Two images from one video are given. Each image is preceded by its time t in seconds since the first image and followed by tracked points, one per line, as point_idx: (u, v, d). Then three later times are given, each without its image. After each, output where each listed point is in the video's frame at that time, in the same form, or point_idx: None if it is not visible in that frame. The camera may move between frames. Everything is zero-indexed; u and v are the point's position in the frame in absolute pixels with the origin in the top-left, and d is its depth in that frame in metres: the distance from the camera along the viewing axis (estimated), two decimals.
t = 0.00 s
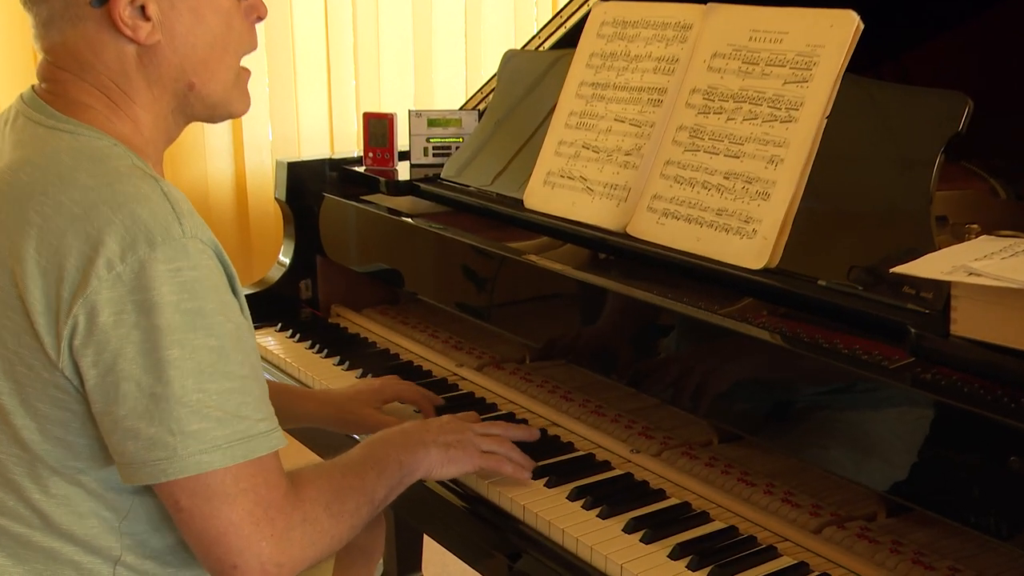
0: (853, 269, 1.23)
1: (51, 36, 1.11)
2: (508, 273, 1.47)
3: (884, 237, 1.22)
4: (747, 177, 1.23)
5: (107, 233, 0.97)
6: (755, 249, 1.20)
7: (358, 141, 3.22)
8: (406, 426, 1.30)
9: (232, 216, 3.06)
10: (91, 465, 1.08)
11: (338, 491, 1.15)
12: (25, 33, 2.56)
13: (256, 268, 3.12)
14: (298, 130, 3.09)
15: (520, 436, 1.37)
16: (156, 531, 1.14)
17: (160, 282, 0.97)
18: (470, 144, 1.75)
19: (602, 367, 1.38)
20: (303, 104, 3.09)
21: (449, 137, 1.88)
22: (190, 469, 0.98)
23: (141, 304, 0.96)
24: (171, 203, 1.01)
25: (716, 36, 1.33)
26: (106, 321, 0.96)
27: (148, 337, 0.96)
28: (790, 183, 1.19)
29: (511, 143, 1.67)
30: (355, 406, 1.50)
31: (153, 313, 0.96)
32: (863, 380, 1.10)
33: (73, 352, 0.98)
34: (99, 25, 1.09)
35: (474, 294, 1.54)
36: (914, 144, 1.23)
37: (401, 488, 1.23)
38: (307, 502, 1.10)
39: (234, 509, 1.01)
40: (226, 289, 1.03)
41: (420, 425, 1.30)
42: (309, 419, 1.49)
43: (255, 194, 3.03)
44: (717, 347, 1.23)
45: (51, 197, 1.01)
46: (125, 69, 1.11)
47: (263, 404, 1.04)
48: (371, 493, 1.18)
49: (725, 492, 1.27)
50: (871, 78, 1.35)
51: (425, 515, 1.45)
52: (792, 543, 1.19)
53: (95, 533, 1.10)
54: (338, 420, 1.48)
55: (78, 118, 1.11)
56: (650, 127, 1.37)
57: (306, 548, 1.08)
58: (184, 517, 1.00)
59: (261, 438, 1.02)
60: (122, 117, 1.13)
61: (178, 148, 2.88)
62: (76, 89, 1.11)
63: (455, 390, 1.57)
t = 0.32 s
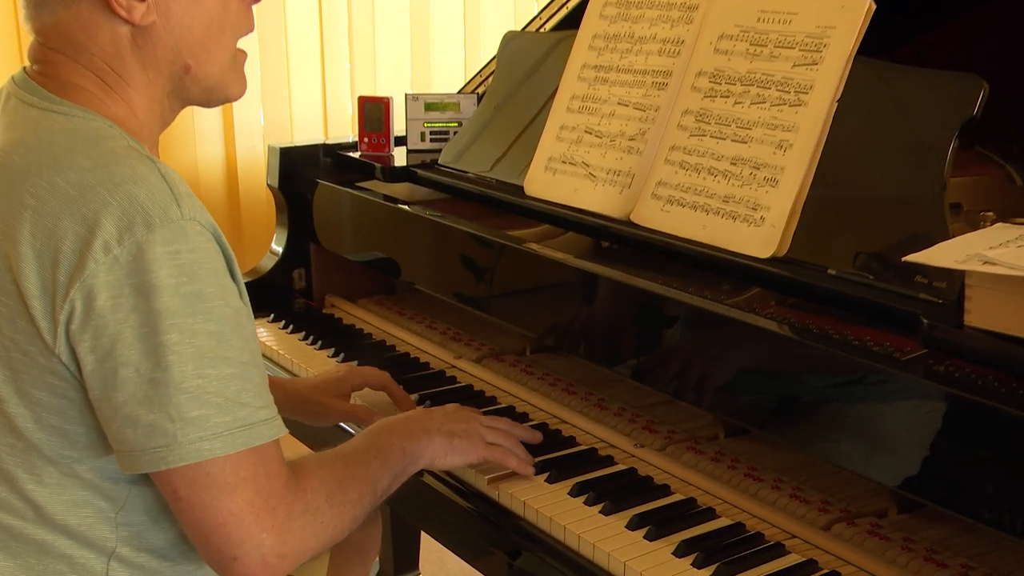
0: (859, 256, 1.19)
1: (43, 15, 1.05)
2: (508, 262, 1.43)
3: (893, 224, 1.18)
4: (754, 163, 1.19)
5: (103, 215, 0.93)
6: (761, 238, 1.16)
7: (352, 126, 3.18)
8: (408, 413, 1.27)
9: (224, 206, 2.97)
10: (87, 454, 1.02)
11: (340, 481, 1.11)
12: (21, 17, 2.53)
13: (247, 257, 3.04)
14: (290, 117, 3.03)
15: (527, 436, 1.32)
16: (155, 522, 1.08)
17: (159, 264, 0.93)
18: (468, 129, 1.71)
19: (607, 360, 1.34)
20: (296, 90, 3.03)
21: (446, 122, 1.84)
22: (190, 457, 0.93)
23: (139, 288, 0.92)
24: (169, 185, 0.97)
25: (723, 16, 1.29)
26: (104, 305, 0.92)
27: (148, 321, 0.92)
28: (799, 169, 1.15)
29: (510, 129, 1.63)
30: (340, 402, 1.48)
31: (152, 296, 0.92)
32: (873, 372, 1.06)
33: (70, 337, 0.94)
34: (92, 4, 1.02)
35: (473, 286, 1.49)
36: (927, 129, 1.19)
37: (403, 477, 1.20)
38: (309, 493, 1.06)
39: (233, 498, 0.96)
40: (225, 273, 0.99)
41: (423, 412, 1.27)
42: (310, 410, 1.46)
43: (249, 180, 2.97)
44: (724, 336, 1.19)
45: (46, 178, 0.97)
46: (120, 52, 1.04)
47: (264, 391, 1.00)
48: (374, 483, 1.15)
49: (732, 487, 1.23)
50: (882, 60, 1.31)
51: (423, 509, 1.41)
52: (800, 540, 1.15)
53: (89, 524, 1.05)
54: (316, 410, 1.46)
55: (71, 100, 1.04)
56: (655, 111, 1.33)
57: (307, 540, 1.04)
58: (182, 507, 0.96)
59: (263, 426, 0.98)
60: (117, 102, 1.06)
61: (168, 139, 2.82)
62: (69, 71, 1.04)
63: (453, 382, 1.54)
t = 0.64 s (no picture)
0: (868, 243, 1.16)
1: None
2: (508, 249, 1.39)
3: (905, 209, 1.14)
4: (762, 146, 1.16)
5: (85, 201, 0.90)
6: (770, 222, 1.13)
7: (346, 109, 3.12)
8: (399, 414, 1.23)
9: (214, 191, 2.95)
10: (66, 449, 0.99)
11: (326, 483, 1.08)
12: None
13: (242, 245, 3.01)
14: (282, 97, 2.99)
15: (525, 426, 1.29)
16: (135, 520, 1.05)
17: (142, 254, 0.89)
18: (467, 112, 1.66)
19: (611, 350, 1.30)
20: (288, 71, 2.99)
21: (444, 104, 1.80)
22: (171, 453, 0.90)
23: (122, 278, 0.89)
24: (154, 171, 0.93)
25: None
26: (84, 295, 0.89)
27: (130, 313, 0.89)
28: (809, 152, 1.12)
29: (510, 113, 1.59)
30: (342, 396, 1.44)
31: (134, 287, 0.89)
32: (885, 363, 1.02)
33: (48, 328, 0.90)
34: None
35: (472, 274, 1.46)
36: (941, 111, 1.15)
37: (395, 480, 1.16)
38: (295, 494, 1.02)
39: (215, 498, 0.93)
40: (212, 264, 0.95)
41: (415, 413, 1.23)
42: (306, 400, 1.44)
43: (239, 166, 2.94)
44: (731, 327, 1.16)
45: (27, 162, 0.93)
46: (108, 31, 0.99)
47: (250, 387, 0.96)
48: (363, 485, 1.11)
49: (738, 481, 1.20)
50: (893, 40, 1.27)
51: (418, 503, 1.38)
52: (809, 535, 1.12)
53: (70, 522, 1.02)
54: (317, 405, 1.43)
55: (57, 83, 1.00)
56: (660, 93, 1.29)
57: (290, 542, 1.01)
58: (161, 506, 0.93)
59: (247, 423, 0.94)
60: (105, 84, 1.01)
61: (159, 122, 2.78)
62: (55, 52, 1.00)
63: (452, 374, 1.50)
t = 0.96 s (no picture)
0: (876, 231, 1.12)
1: None
2: (509, 236, 1.36)
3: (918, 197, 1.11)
4: (771, 130, 1.12)
5: (66, 186, 0.87)
6: (780, 208, 1.10)
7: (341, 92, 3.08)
8: (393, 407, 1.20)
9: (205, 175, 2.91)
10: (47, 444, 0.96)
11: (319, 477, 1.04)
12: None
13: (232, 234, 2.99)
14: (274, 81, 2.94)
15: (524, 425, 1.25)
16: (121, 515, 1.02)
17: (124, 242, 0.86)
18: (467, 95, 1.63)
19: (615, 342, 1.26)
20: (280, 54, 2.93)
21: (442, 87, 1.76)
22: (153, 447, 0.87)
23: (103, 266, 0.86)
24: (137, 155, 0.90)
25: None
26: (64, 284, 0.86)
27: (111, 302, 0.86)
28: (819, 137, 1.08)
29: (510, 95, 1.56)
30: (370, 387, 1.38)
31: (116, 275, 0.86)
32: (897, 353, 0.99)
33: (26, 317, 0.87)
34: None
35: (470, 262, 1.42)
36: (955, 93, 1.11)
37: (390, 475, 1.12)
38: (286, 487, 0.99)
39: (204, 492, 0.90)
40: (196, 252, 0.92)
41: (411, 406, 1.20)
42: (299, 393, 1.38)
43: (230, 152, 2.90)
44: (737, 317, 1.12)
45: (4, 146, 0.89)
46: (90, 10, 0.96)
47: (235, 379, 0.93)
48: (358, 480, 1.07)
49: (745, 475, 1.17)
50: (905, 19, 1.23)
51: (414, 497, 1.35)
52: (818, 531, 1.09)
53: (52, 518, 0.99)
54: (344, 397, 1.37)
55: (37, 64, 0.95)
56: (665, 75, 1.26)
57: (283, 537, 0.98)
58: (148, 502, 0.90)
59: (231, 417, 0.91)
60: (87, 65, 0.97)
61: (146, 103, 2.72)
62: (36, 32, 0.96)
63: (451, 365, 1.47)
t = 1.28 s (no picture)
0: (884, 217, 1.08)
1: None
2: (509, 224, 1.33)
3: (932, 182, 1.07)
4: (780, 115, 1.09)
5: (50, 172, 0.83)
6: (788, 195, 1.06)
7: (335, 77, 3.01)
8: (383, 402, 1.16)
9: (195, 161, 2.84)
10: (31, 437, 0.93)
11: (307, 473, 1.01)
12: None
13: (222, 223, 2.93)
14: (267, 66, 2.87)
15: (514, 408, 1.23)
16: (106, 510, 0.99)
17: (111, 229, 0.83)
18: (466, 79, 1.59)
19: (618, 333, 1.23)
20: (273, 37, 2.87)
21: (440, 69, 1.73)
22: (141, 440, 0.84)
23: (89, 254, 0.83)
24: (123, 140, 0.87)
25: None
26: (49, 273, 0.82)
27: (98, 291, 0.83)
28: (829, 122, 1.05)
29: (511, 78, 1.52)
30: (367, 384, 1.35)
31: (103, 264, 0.83)
32: (909, 345, 0.96)
33: (9, 306, 0.83)
34: None
35: (469, 251, 1.38)
36: (971, 75, 1.08)
37: (379, 471, 1.09)
38: (274, 483, 0.96)
39: (191, 487, 0.87)
40: (184, 240, 0.89)
41: (400, 399, 1.16)
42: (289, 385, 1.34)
43: (220, 137, 2.84)
44: (743, 307, 1.09)
45: None
46: None
47: (224, 370, 0.90)
48: (346, 475, 1.04)
49: (753, 471, 1.13)
50: None
51: (411, 491, 1.32)
52: (826, 528, 1.06)
53: (36, 514, 0.95)
54: (338, 394, 1.33)
55: (19, 45, 0.92)
56: (670, 58, 1.22)
57: (269, 534, 0.95)
58: (132, 497, 0.86)
59: (221, 409, 0.88)
60: (71, 47, 0.94)
61: (132, 83, 2.67)
62: (19, 13, 0.93)
63: (449, 356, 1.44)
